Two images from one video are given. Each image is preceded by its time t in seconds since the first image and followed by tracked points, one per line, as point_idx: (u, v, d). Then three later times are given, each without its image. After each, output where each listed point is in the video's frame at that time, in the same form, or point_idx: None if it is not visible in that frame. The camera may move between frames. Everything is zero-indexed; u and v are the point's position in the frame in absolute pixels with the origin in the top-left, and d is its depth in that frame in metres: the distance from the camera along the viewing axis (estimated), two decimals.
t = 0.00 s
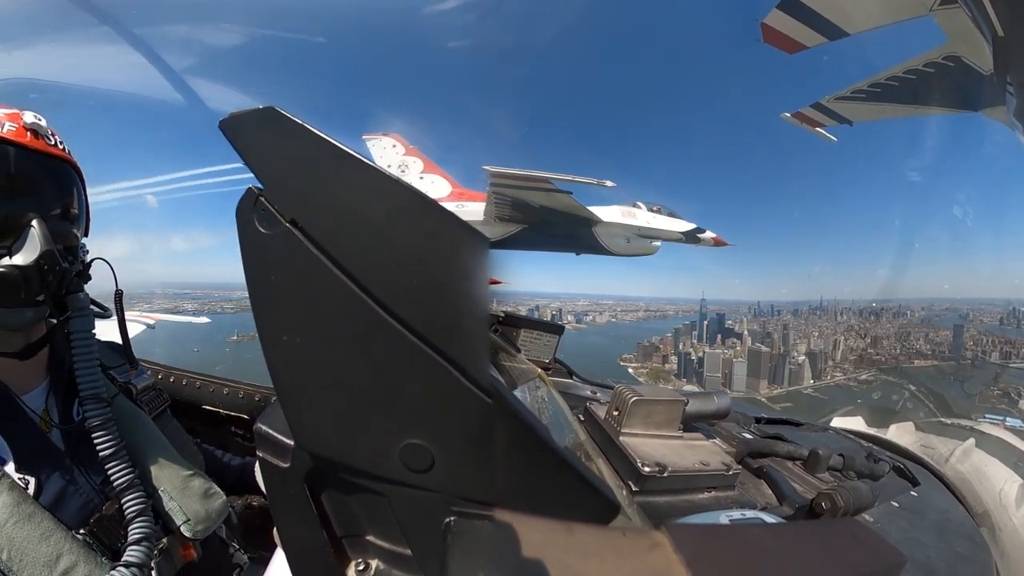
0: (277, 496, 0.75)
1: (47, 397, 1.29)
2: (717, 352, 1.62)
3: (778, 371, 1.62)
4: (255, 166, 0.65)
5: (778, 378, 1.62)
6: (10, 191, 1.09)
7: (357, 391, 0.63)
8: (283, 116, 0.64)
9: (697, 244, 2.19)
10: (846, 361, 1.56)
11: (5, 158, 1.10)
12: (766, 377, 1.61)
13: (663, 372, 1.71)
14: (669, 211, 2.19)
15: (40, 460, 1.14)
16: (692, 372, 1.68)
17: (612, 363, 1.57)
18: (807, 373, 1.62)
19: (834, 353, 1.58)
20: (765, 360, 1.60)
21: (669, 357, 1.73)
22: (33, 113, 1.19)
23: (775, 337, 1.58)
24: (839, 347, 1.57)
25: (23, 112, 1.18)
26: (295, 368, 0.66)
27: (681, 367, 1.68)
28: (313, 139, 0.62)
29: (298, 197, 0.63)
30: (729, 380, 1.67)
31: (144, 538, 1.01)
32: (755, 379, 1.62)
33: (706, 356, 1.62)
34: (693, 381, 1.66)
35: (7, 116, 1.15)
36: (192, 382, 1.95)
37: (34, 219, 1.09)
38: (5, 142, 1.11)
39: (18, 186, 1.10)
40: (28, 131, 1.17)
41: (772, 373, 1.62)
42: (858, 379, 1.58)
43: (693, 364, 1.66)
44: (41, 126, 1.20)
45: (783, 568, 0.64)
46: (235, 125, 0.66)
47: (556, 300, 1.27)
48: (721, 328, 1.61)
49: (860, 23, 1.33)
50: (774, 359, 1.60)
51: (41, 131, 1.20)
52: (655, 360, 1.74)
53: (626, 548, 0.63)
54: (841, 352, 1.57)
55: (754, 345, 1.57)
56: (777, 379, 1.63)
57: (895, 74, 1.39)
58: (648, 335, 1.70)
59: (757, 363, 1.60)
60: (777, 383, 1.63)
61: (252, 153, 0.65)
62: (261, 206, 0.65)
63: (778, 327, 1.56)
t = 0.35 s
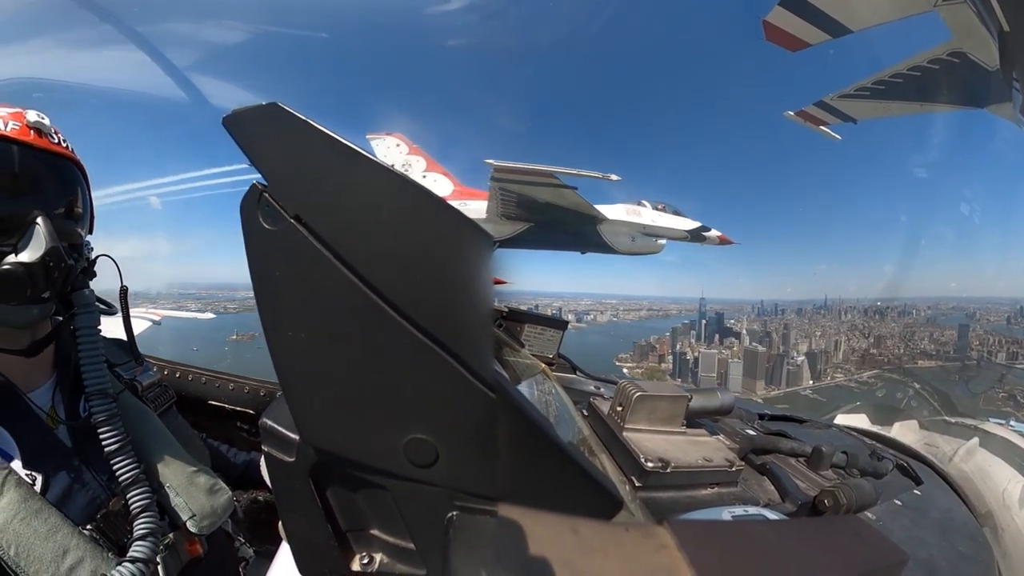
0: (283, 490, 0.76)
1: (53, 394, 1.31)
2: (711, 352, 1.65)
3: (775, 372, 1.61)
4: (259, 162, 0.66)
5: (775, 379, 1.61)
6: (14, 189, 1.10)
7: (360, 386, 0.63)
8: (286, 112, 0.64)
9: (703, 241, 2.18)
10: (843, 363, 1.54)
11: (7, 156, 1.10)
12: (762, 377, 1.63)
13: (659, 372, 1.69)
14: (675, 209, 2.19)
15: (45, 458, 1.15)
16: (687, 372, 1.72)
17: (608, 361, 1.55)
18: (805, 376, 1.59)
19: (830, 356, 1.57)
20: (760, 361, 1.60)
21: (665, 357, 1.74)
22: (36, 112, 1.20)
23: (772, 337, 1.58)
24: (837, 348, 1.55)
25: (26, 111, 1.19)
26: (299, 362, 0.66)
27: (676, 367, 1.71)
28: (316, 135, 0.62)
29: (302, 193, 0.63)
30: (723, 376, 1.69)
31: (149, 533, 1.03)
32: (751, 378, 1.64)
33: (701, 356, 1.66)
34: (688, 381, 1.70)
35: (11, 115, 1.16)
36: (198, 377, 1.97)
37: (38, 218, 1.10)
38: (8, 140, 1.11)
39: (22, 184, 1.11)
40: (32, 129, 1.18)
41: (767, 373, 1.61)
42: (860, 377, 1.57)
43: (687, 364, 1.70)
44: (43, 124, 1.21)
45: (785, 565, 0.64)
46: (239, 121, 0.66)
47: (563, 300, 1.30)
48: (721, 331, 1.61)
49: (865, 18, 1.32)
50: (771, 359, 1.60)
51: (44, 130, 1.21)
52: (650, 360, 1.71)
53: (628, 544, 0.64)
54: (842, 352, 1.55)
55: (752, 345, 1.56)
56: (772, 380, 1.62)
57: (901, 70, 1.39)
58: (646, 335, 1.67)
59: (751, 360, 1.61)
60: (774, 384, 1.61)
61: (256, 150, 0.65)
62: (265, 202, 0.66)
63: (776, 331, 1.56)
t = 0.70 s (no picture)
0: (285, 493, 0.76)
1: (56, 395, 1.31)
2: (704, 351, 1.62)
3: (771, 372, 1.56)
4: (262, 165, 0.66)
5: (771, 380, 1.57)
6: (23, 190, 1.10)
7: (363, 389, 0.63)
8: (289, 115, 0.64)
9: (705, 240, 2.18)
10: (841, 363, 1.54)
11: (18, 158, 1.11)
12: (757, 377, 1.59)
13: (653, 372, 1.57)
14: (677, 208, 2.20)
15: (46, 458, 1.15)
16: (681, 371, 1.64)
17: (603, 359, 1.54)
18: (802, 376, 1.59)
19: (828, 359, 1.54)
20: (756, 362, 1.58)
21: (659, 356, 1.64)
22: (46, 114, 1.21)
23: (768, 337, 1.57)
24: (835, 347, 1.52)
25: (37, 114, 1.21)
26: (302, 364, 0.66)
27: (669, 366, 1.62)
28: (319, 138, 0.62)
29: (306, 196, 0.63)
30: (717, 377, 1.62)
31: (148, 534, 1.02)
32: (746, 378, 1.61)
33: (694, 355, 1.61)
34: (682, 381, 1.62)
35: (22, 118, 1.18)
36: (200, 379, 1.97)
37: (53, 217, 1.11)
38: (17, 141, 1.12)
39: (30, 184, 1.12)
40: (43, 132, 1.20)
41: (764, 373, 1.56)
42: (863, 379, 1.56)
43: (680, 364, 1.62)
44: (55, 127, 1.22)
45: (790, 568, 0.63)
46: (242, 125, 0.67)
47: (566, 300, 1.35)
48: (717, 330, 1.62)
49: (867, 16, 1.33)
50: (767, 359, 1.58)
51: (55, 132, 1.22)
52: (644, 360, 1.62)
53: (632, 547, 0.63)
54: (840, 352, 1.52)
55: (748, 344, 1.57)
56: (769, 380, 1.58)
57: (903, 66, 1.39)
58: (644, 335, 1.60)
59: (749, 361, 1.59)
60: (770, 384, 1.58)
61: (259, 152, 0.65)
62: (268, 204, 0.66)
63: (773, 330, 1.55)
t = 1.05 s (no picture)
0: (285, 499, 0.75)
1: (61, 396, 1.32)
2: (690, 350, 1.58)
3: (764, 372, 1.62)
4: (263, 170, 0.66)
5: (764, 380, 1.62)
6: (31, 194, 1.10)
7: (365, 394, 0.63)
8: (291, 120, 0.64)
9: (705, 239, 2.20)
10: (840, 361, 1.60)
11: (27, 164, 1.11)
12: (749, 377, 1.62)
13: (643, 372, 1.62)
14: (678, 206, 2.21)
15: (51, 458, 1.15)
16: (670, 371, 1.64)
17: (595, 360, 1.59)
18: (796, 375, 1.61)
19: (823, 361, 1.61)
20: (749, 362, 1.60)
21: (650, 356, 1.68)
22: (56, 123, 1.22)
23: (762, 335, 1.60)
24: (834, 348, 1.61)
25: (47, 122, 1.22)
26: (303, 369, 0.66)
27: (658, 365, 1.64)
28: (320, 142, 0.62)
29: (307, 201, 0.63)
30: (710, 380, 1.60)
31: (154, 534, 1.02)
32: (737, 378, 1.61)
33: (684, 354, 1.58)
34: (671, 381, 1.62)
35: (32, 126, 1.18)
36: (202, 384, 1.97)
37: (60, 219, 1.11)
38: (25, 146, 1.12)
39: (38, 189, 1.12)
40: (53, 139, 1.21)
41: (756, 374, 1.62)
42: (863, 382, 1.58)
43: (670, 363, 1.62)
44: (64, 135, 1.23)
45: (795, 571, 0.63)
46: (244, 130, 0.67)
47: (566, 301, 1.34)
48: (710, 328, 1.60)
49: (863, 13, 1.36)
50: (759, 359, 1.61)
51: (64, 139, 1.23)
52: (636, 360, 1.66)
53: (636, 551, 0.63)
54: (836, 352, 1.61)
55: (739, 344, 1.57)
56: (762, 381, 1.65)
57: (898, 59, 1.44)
58: (637, 334, 1.62)
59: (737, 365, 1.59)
60: (761, 385, 1.63)
61: (261, 158, 0.66)
62: (269, 210, 0.66)
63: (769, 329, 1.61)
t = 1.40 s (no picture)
0: (285, 498, 0.76)
1: (55, 400, 1.31)
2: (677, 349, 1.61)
3: (753, 371, 1.56)
4: (259, 169, 0.66)
5: (753, 379, 1.57)
6: (22, 196, 1.10)
7: (363, 394, 0.63)
8: (286, 120, 0.64)
9: (700, 233, 2.18)
10: (831, 360, 1.56)
11: (18, 165, 1.11)
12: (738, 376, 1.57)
13: (629, 370, 1.60)
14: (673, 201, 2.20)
15: (51, 462, 1.15)
16: (657, 369, 1.67)
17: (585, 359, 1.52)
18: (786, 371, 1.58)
19: (814, 359, 1.56)
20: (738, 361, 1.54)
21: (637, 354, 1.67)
22: (46, 122, 1.21)
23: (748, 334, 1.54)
24: (826, 345, 1.55)
25: (37, 121, 1.20)
26: (301, 368, 0.66)
27: (645, 364, 1.65)
28: (315, 141, 0.62)
29: (303, 200, 0.63)
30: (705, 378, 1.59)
31: (150, 539, 1.02)
32: (725, 377, 1.57)
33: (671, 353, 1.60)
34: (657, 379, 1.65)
35: (21, 126, 1.17)
36: (199, 385, 1.97)
37: (49, 223, 1.11)
38: (18, 147, 1.11)
39: (31, 191, 1.11)
40: (43, 139, 1.19)
41: (746, 374, 1.56)
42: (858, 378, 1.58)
43: (657, 362, 1.64)
44: (54, 135, 1.22)
45: (793, 566, 0.63)
46: (239, 130, 0.66)
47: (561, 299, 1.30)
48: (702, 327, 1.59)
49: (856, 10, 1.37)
50: (748, 358, 1.55)
51: (55, 140, 1.22)
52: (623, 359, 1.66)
53: (635, 547, 0.63)
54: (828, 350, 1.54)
55: (727, 343, 1.54)
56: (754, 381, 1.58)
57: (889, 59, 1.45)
58: (627, 333, 1.60)
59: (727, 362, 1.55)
60: (750, 384, 1.57)
61: (257, 157, 0.65)
62: (266, 209, 0.66)
63: (758, 329, 1.56)
